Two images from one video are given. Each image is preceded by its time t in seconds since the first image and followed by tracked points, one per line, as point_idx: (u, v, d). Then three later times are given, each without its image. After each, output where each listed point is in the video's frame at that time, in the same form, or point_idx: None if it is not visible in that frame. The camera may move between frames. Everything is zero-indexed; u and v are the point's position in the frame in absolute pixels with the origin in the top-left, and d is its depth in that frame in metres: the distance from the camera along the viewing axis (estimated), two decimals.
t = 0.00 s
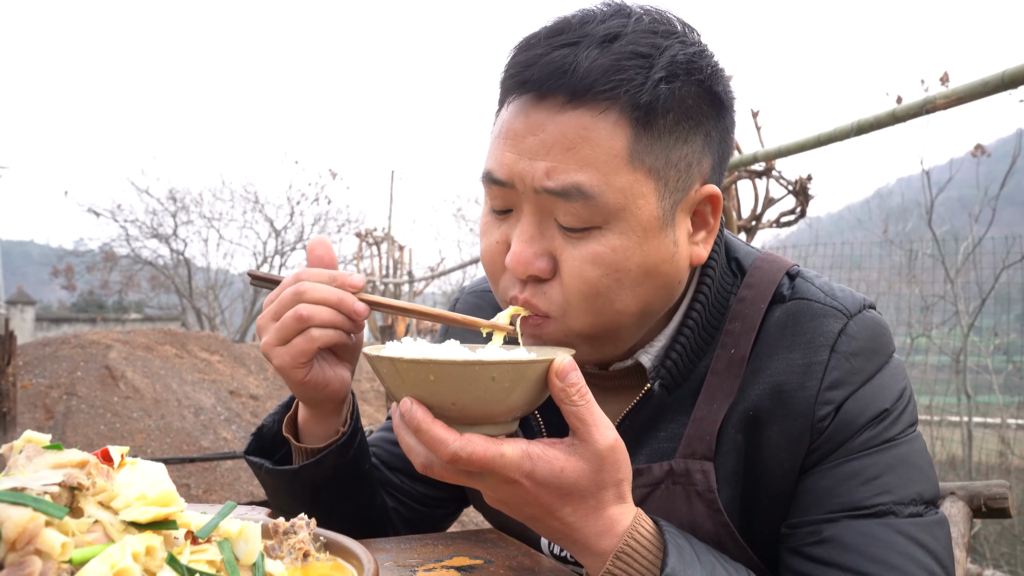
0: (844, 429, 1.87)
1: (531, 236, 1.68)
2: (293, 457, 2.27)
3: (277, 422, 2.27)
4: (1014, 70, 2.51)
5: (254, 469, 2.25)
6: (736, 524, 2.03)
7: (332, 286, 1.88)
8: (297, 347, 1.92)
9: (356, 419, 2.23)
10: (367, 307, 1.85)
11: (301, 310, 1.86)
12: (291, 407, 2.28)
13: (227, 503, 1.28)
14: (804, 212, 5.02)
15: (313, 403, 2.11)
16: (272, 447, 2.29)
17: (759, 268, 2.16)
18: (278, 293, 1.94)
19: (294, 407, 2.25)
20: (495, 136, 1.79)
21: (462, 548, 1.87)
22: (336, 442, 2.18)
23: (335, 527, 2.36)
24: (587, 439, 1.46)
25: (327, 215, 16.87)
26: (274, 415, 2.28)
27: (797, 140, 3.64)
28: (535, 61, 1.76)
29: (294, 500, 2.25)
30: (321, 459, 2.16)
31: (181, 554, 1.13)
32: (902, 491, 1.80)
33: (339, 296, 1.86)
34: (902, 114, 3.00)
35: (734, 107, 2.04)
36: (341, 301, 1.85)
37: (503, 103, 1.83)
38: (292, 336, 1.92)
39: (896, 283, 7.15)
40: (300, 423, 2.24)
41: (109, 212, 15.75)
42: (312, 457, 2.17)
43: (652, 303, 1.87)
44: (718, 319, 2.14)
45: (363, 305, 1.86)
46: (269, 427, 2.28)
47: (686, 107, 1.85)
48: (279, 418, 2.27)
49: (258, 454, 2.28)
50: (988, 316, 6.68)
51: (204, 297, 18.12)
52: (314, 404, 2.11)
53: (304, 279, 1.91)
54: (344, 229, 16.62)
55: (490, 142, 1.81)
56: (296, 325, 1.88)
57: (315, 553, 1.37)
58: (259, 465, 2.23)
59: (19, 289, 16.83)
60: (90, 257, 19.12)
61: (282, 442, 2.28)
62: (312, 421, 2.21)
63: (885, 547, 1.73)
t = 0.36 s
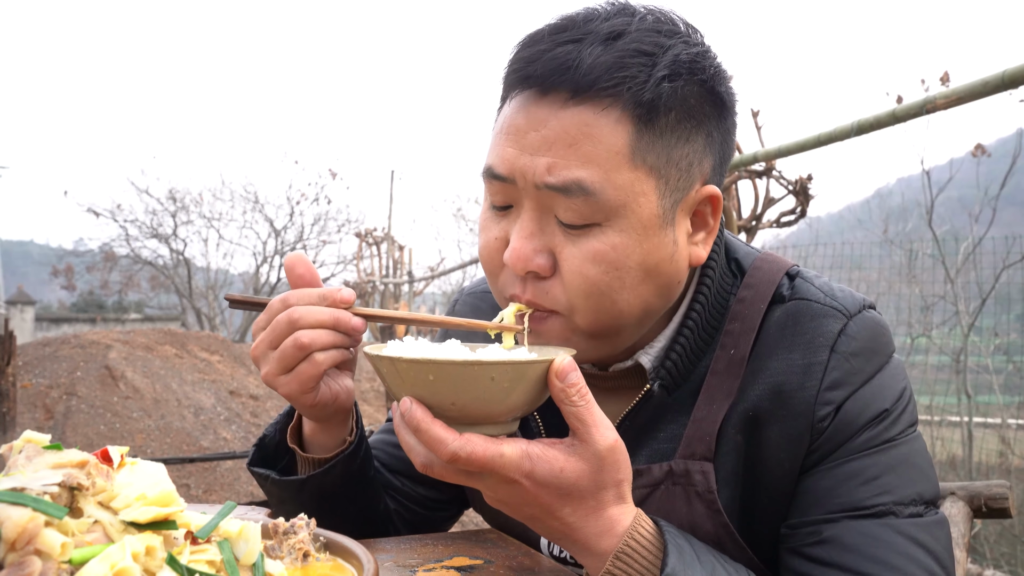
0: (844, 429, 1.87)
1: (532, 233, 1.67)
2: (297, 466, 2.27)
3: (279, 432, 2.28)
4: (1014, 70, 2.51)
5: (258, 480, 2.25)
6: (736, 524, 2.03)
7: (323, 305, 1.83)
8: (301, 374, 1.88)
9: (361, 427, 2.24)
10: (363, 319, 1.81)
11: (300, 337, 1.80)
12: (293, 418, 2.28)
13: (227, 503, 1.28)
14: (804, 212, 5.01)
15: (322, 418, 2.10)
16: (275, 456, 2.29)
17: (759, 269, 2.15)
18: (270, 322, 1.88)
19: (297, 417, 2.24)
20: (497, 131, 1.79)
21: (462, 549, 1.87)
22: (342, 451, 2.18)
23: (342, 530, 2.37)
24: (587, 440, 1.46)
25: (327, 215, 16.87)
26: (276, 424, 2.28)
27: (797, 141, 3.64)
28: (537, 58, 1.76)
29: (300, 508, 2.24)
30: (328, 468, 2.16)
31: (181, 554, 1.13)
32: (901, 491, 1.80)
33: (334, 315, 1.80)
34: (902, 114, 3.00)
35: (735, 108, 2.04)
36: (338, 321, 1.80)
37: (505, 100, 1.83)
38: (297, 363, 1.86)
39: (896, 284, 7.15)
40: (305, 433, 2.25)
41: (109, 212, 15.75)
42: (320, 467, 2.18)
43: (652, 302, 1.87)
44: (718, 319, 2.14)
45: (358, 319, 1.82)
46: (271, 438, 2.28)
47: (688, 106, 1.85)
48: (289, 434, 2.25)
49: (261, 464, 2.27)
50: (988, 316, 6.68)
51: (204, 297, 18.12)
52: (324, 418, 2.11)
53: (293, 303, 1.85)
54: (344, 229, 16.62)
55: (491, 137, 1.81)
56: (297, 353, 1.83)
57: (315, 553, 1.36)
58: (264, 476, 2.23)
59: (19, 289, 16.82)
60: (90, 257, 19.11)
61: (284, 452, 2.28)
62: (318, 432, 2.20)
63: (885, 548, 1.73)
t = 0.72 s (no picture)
0: (844, 429, 1.87)
1: (526, 225, 1.68)
2: (304, 468, 2.28)
3: (286, 435, 2.28)
4: (1015, 69, 2.51)
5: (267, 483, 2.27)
6: (736, 523, 2.03)
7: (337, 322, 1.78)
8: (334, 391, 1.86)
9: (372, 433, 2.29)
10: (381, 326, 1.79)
11: (330, 363, 1.76)
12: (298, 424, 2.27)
13: (227, 503, 1.28)
14: (804, 212, 5.02)
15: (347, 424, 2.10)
16: (281, 459, 2.29)
17: (760, 269, 2.15)
18: (287, 354, 1.81)
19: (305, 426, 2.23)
20: (502, 121, 1.79)
21: (462, 548, 1.87)
22: (355, 456, 2.21)
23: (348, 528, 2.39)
24: (586, 440, 1.45)
25: (327, 214, 16.86)
26: (282, 428, 2.28)
27: (797, 140, 3.64)
28: (547, 51, 1.76)
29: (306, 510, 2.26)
30: (337, 475, 2.18)
31: (181, 554, 1.13)
32: (901, 491, 1.80)
33: (353, 331, 1.76)
34: (903, 114, 2.99)
35: (740, 118, 2.04)
36: (359, 335, 1.76)
37: (513, 90, 1.83)
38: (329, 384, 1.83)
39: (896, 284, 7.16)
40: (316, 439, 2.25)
41: (109, 212, 15.77)
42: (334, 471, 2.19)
43: (641, 304, 1.86)
44: (718, 319, 2.14)
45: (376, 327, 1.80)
46: (277, 442, 2.29)
47: (692, 112, 1.85)
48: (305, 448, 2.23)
49: (268, 468, 2.28)
50: (988, 316, 6.68)
51: (204, 297, 18.12)
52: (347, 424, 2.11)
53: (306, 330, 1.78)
54: (344, 229, 16.63)
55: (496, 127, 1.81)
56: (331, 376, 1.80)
57: (315, 553, 1.36)
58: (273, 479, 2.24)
59: (18, 290, 16.80)
60: (90, 257, 19.11)
61: (291, 454, 2.29)
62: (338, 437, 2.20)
63: (885, 548, 1.73)
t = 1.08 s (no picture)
0: (848, 428, 1.87)
1: (539, 234, 1.67)
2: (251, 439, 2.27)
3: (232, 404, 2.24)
4: (1015, 70, 2.51)
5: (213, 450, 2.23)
6: (738, 521, 2.03)
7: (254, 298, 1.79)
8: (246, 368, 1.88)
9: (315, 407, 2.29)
10: (302, 305, 1.81)
11: (241, 338, 1.79)
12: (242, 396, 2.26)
13: (227, 503, 1.28)
14: (804, 212, 5.02)
15: (269, 399, 2.11)
16: (229, 429, 2.26)
17: (764, 267, 2.15)
18: (206, 321, 1.81)
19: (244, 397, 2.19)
20: (506, 132, 1.79)
21: (462, 548, 1.87)
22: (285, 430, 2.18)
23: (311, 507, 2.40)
24: (583, 448, 1.45)
25: (327, 214, 16.87)
26: (230, 396, 2.24)
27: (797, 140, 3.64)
28: (546, 60, 1.76)
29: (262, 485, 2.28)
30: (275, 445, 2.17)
31: (181, 554, 1.13)
32: (903, 491, 1.80)
33: (271, 309, 1.79)
34: (903, 114, 3.00)
35: (743, 109, 2.03)
36: (276, 315, 1.79)
37: (514, 99, 1.83)
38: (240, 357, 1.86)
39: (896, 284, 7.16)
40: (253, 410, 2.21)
41: (110, 212, 15.77)
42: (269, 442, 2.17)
43: (657, 303, 1.87)
44: (721, 316, 2.14)
45: (295, 307, 1.82)
46: (225, 410, 2.25)
47: (696, 108, 1.85)
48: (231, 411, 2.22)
49: (214, 435, 2.25)
50: (988, 316, 6.68)
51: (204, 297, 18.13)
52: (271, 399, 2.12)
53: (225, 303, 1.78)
54: (345, 229, 16.65)
55: (500, 138, 1.82)
56: (240, 349, 1.82)
57: (315, 553, 1.36)
58: (217, 446, 2.21)
59: (18, 290, 16.79)
60: (90, 257, 19.11)
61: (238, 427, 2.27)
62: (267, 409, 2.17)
63: (886, 547, 1.73)
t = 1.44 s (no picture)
0: (848, 428, 1.87)
1: (543, 232, 1.67)
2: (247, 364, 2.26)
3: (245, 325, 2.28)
4: (1014, 70, 2.51)
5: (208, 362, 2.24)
6: (737, 519, 2.04)
7: (333, 235, 1.87)
8: (266, 271, 1.93)
9: (316, 346, 2.24)
10: (349, 271, 1.82)
11: (292, 243, 1.89)
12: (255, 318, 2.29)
13: (227, 504, 1.28)
14: (804, 212, 5.02)
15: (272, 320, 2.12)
16: (233, 349, 2.29)
17: (767, 267, 2.15)
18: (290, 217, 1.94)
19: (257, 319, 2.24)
20: (506, 133, 1.79)
21: (462, 548, 1.87)
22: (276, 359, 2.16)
23: (287, 453, 2.37)
24: (579, 437, 1.46)
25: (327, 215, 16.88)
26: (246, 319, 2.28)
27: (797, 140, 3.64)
28: (544, 59, 1.76)
29: (243, 413, 2.25)
30: (262, 370, 2.15)
31: (181, 554, 1.13)
32: (903, 491, 1.80)
33: (330, 244, 1.85)
34: (902, 114, 3.00)
35: (741, 101, 2.03)
36: (328, 253, 1.84)
37: (513, 99, 1.83)
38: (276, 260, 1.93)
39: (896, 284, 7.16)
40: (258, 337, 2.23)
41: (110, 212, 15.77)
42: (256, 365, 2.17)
43: (662, 296, 1.87)
44: (723, 316, 2.14)
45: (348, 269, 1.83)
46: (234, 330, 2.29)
47: (694, 101, 1.85)
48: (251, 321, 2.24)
49: (216, 349, 2.26)
50: (988, 316, 6.69)
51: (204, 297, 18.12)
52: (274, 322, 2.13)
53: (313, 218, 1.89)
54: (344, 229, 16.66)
55: (500, 139, 1.82)
56: (284, 253, 1.91)
57: (315, 553, 1.36)
58: (212, 359, 2.22)
59: (18, 290, 16.77)
60: (90, 257, 19.12)
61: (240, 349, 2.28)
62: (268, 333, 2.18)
63: (885, 547, 1.73)
